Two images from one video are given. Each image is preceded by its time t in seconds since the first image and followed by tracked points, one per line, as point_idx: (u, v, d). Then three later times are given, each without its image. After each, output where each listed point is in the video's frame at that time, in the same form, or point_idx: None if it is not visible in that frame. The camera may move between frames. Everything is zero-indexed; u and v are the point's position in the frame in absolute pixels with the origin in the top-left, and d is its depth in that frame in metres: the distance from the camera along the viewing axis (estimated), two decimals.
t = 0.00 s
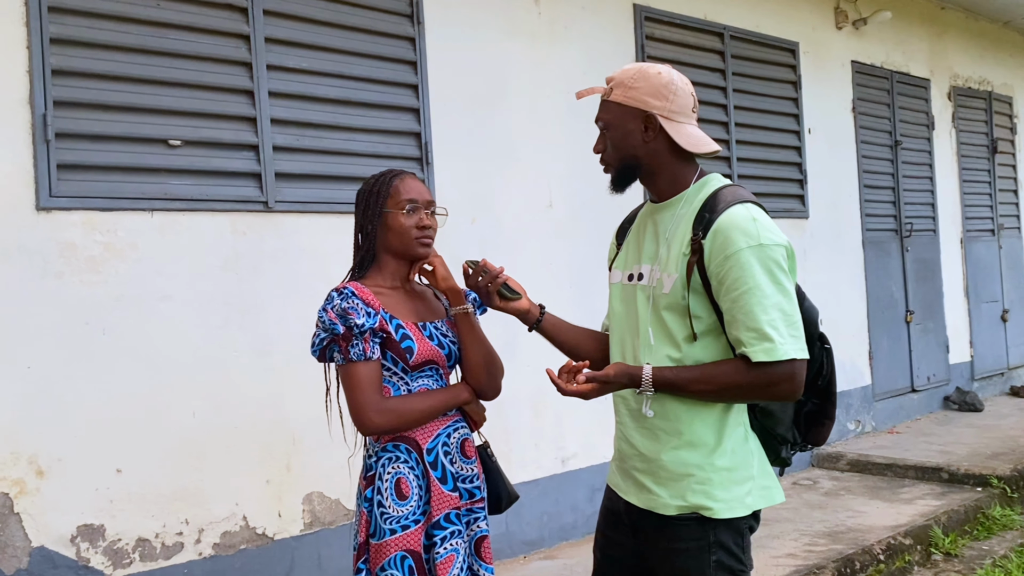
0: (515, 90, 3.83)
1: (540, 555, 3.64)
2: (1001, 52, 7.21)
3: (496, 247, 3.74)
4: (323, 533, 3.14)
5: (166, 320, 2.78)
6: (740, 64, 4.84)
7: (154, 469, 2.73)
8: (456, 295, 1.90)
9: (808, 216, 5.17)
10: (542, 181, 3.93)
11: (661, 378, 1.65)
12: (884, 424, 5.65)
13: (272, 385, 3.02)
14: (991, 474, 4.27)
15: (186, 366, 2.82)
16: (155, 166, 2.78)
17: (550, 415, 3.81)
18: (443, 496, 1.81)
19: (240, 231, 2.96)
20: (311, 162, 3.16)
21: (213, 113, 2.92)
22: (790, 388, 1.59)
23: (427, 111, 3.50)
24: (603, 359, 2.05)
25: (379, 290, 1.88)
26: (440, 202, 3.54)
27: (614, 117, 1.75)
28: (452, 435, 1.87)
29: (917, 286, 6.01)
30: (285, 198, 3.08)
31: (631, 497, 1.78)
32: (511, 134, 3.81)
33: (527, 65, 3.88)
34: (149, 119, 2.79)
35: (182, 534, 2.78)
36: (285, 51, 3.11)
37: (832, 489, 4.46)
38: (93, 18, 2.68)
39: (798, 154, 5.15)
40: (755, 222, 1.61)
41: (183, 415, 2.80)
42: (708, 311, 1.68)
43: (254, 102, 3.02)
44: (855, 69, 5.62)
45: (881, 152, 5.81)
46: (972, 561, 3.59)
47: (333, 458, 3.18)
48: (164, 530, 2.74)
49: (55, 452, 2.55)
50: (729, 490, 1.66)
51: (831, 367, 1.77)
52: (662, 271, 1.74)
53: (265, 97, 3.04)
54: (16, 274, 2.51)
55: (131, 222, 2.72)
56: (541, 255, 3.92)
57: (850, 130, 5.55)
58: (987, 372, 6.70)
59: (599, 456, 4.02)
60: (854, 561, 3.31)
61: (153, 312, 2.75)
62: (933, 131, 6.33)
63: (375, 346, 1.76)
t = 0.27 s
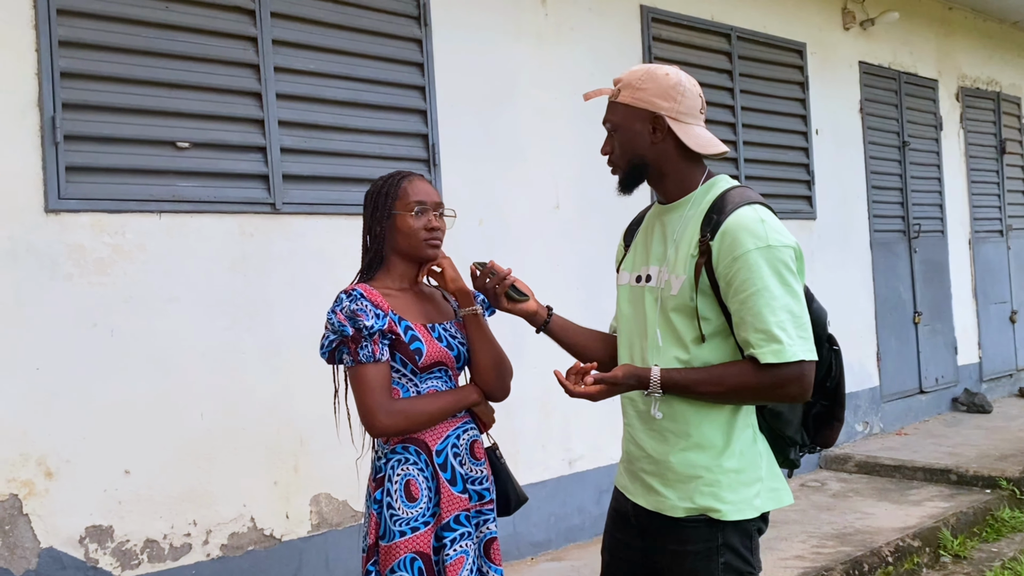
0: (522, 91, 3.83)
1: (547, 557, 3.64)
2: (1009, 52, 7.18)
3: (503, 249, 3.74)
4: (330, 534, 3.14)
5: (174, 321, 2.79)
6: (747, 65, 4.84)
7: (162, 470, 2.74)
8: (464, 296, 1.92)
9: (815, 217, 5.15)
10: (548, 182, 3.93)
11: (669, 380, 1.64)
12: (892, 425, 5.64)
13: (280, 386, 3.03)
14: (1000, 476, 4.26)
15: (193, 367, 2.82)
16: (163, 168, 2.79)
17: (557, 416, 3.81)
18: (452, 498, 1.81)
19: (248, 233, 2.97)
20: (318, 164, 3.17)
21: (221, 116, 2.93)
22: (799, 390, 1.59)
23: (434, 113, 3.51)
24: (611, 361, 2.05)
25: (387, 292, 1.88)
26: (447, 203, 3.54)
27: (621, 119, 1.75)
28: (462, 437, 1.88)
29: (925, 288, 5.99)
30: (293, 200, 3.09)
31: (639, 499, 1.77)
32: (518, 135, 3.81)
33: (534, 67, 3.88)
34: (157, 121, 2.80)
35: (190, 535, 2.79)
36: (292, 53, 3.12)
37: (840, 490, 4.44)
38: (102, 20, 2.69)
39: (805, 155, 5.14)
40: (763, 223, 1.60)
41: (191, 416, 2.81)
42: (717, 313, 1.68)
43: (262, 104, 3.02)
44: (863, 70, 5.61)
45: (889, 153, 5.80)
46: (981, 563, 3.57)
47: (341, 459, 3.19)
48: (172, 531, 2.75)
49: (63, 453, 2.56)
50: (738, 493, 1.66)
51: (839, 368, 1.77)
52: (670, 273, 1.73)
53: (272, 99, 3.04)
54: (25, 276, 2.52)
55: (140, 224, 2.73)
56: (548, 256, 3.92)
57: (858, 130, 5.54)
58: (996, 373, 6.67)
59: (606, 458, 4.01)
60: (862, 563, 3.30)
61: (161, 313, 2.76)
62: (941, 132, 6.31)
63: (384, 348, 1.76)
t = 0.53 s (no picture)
0: (528, 93, 3.83)
1: (553, 559, 3.63)
2: (1016, 53, 7.16)
3: (510, 250, 3.73)
4: (337, 535, 3.14)
5: (181, 323, 2.79)
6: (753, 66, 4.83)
7: (169, 471, 2.75)
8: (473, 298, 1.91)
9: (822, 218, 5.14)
10: (555, 184, 3.93)
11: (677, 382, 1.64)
12: (899, 427, 5.62)
13: (287, 388, 3.03)
14: (1008, 478, 4.24)
15: (200, 369, 2.83)
16: (170, 170, 2.80)
17: (563, 418, 3.80)
18: (463, 500, 1.81)
19: (254, 234, 2.98)
20: (325, 166, 3.17)
21: (228, 118, 2.94)
22: (807, 392, 1.58)
23: (440, 115, 3.51)
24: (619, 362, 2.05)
25: (396, 294, 1.88)
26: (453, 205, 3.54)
27: (633, 119, 1.74)
28: (472, 439, 1.87)
29: (933, 289, 5.97)
30: (299, 202, 3.09)
31: (647, 501, 1.77)
32: (525, 136, 3.81)
33: (540, 68, 3.88)
34: (164, 123, 2.81)
35: (197, 537, 2.79)
36: (299, 55, 3.13)
37: (848, 493, 4.43)
38: (109, 23, 2.70)
39: (812, 156, 5.13)
40: (771, 224, 1.60)
41: (198, 417, 2.81)
42: (724, 314, 1.68)
43: (268, 106, 3.03)
44: (869, 71, 5.59)
45: (896, 154, 5.78)
46: (990, 566, 3.56)
47: (348, 460, 3.19)
48: (179, 532, 2.75)
49: (71, 455, 2.57)
50: (747, 495, 1.66)
51: (848, 370, 1.76)
52: (678, 274, 1.73)
53: (279, 101, 3.05)
54: (33, 278, 2.53)
55: (147, 225, 2.74)
56: (554, 258, 3.92)
57: (865, 131, 5.52)
58: (1003, 375, 6.65)
59: (612, 460, 4.01)
60: (870, 565, 3.29)
61: (168, 315, 2.77)
62: (948, 133, 6.29)
63: (393, 350, 1.76)
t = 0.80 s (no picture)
0: (532, 94, 3.83)
1: (558, 560, 3.63)
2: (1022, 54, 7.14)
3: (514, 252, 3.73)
4: (342, 537, 3.14)
5: (186, 324, 2.80)
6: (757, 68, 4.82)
7: (174, 473, 2.75)
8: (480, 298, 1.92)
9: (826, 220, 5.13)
10: (559, 185, 3.93)
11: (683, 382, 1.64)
12: (904, 429, 5.61)
13: (292, 389, 3.03)
14: (1014, 480, 4.23)
15: (205, 370, 2.83)
16: (176, 171, 2.80)
17: (568, 419, 3.80)
18: (471, 502, 1.80)
19: (259, 236, 2.98)
20: (330, 167, 3.18)
21: (233, 119, 2.94)
22: (813, 388, 1.59)
23: (444, 116, 3.51)
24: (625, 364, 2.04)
25: (402, 296, 1.88)
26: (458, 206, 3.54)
27: (659, 125, 1.70)
28: (479, 440, 1.87)
29: (938, 291, 5.95)
30: (304, 203, 3.09)
31: (652, 503, 1.77)
32: (530, 138, 3.81)
33: (545, 70, 3.88)
34: (170, 124, 2.81)
35: (202, 538, 2.79)
36: (304, 56, 3.13)
37: (853, 494, 4.42)
38: (115, 24, 2.71)
39: (817, 158, 5.12)
40: (773, 223, 1.60)
41: (203, 418, 2.82)
42: (728, 314, 1.67)
43: (273, 108, 3.03)
44: (874, 72, 5.58)
45: (901, 155, 5.77)
46: (995, 568, 3.55)
47: (352, 462, 3.19)
48: (184, 533, 2.75)
49: (76, 456, 2.57)
50: (752, 495, 1.65)
51: (853, 370, 1.77)
52: (682, 275, 1.73)
53: (284, 102, 3.05)
54: (39, 280, 2.54)
55: (152, 226, 2.74)
56: (559, 259, 3.92)
57: (869, 133, 5.51)
58: (1009, 377, 6.63)
59: (617, 462, 4.00)
60: (875, 567, 3.29)
61: (173, 316, 2.77)
62: (953, 134, 6.28)
63: (400, 351, 1.76)
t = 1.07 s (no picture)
0: (536, 97, 3.84)
1: (561, 562, 3.63)
2: None
3: (517, 254, 3.74)
4: (345, 539, 3.15)
5: (190, 326, 2.80)
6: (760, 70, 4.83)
7: (178, 475, 2.75)
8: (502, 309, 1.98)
9: (830, 222, 5.13)
10: (562, 187, 3.93)
11: (705, 421, 1.56)
12: (908, 431, 5.60)
13: (295, 391, 3.04)
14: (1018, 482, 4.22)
15: (209, 372, 2.83)
16: (180, 174, 2.81)
17: (571, 421, 3.80)
18: (476, 505, 1.81)
19: (263, 238, 2.99)
20: (333, 170, 3.18)
21: (237, 122, 2.95)
22: (831, 383, 1.55)
23: (448, 118, 3.52)
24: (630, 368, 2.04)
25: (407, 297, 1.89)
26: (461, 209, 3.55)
27: (656, 128, 1.72)
28: (484, 442, 1.87)
29: (941, 293, 5.95)
30: (308, 205, 3.10)
31: (656, 504, 1.78)
32: (533, 140, 3.82)
33: (548, 72, 3.89)
34: (174, 128, 2.82)
35: (206, 540, 2.79)
36: (308, 59, 3.14)
37: (856, 497, 4.42)
38: (120, 28, 2.72)
39: (820, 160, 5.12)
40: (774, 223, 1.60)
41: (207, 420, 2.82)
42: (730, 317, 1.67)
43: (277, 111, 3.04)
44: (877, 74, 5.58)
45: (904, 157, 5.77)
46: (1000, 571, 3.54)
47: (356, 463, 3.19)
48: (188, 535, 2.76)
49: (80, 458, 2.58)
50: (756, 497, 1.65)
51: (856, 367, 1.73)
52: (682, 279, 1.73)
53: (288, 105, 3.06)
54: (44, 282, 2.55)
55: (156, 229, 2.75)
56: (562, 262, 3.92)
57: (873, 135, 5.51)
58: (1013, 380, 6.62)
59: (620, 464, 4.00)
60: (879, 569, 3.28)
61: (177, 318, 2.78)
62: (957, 136, 6.27)
63: (404, 354, 1.77)
